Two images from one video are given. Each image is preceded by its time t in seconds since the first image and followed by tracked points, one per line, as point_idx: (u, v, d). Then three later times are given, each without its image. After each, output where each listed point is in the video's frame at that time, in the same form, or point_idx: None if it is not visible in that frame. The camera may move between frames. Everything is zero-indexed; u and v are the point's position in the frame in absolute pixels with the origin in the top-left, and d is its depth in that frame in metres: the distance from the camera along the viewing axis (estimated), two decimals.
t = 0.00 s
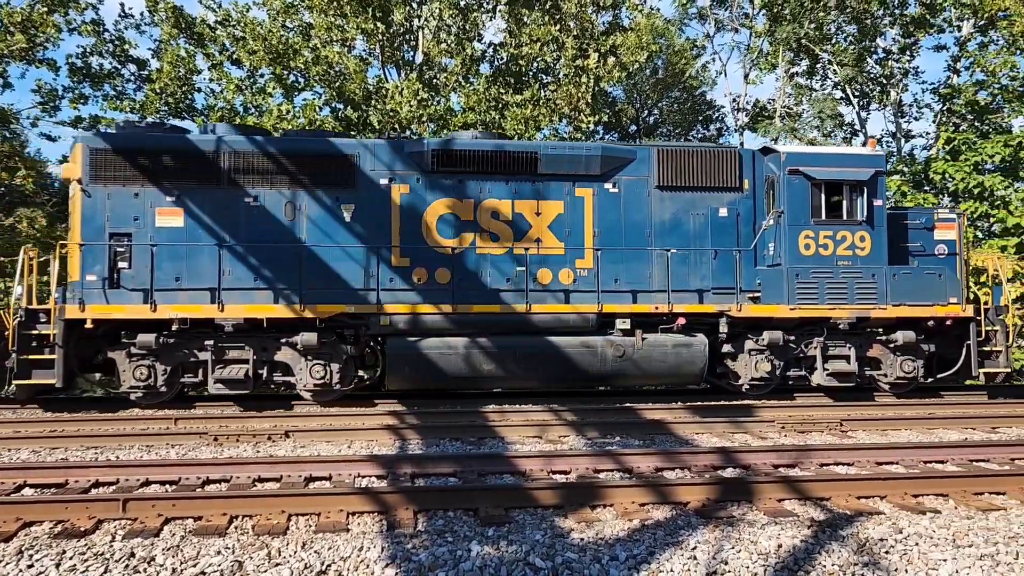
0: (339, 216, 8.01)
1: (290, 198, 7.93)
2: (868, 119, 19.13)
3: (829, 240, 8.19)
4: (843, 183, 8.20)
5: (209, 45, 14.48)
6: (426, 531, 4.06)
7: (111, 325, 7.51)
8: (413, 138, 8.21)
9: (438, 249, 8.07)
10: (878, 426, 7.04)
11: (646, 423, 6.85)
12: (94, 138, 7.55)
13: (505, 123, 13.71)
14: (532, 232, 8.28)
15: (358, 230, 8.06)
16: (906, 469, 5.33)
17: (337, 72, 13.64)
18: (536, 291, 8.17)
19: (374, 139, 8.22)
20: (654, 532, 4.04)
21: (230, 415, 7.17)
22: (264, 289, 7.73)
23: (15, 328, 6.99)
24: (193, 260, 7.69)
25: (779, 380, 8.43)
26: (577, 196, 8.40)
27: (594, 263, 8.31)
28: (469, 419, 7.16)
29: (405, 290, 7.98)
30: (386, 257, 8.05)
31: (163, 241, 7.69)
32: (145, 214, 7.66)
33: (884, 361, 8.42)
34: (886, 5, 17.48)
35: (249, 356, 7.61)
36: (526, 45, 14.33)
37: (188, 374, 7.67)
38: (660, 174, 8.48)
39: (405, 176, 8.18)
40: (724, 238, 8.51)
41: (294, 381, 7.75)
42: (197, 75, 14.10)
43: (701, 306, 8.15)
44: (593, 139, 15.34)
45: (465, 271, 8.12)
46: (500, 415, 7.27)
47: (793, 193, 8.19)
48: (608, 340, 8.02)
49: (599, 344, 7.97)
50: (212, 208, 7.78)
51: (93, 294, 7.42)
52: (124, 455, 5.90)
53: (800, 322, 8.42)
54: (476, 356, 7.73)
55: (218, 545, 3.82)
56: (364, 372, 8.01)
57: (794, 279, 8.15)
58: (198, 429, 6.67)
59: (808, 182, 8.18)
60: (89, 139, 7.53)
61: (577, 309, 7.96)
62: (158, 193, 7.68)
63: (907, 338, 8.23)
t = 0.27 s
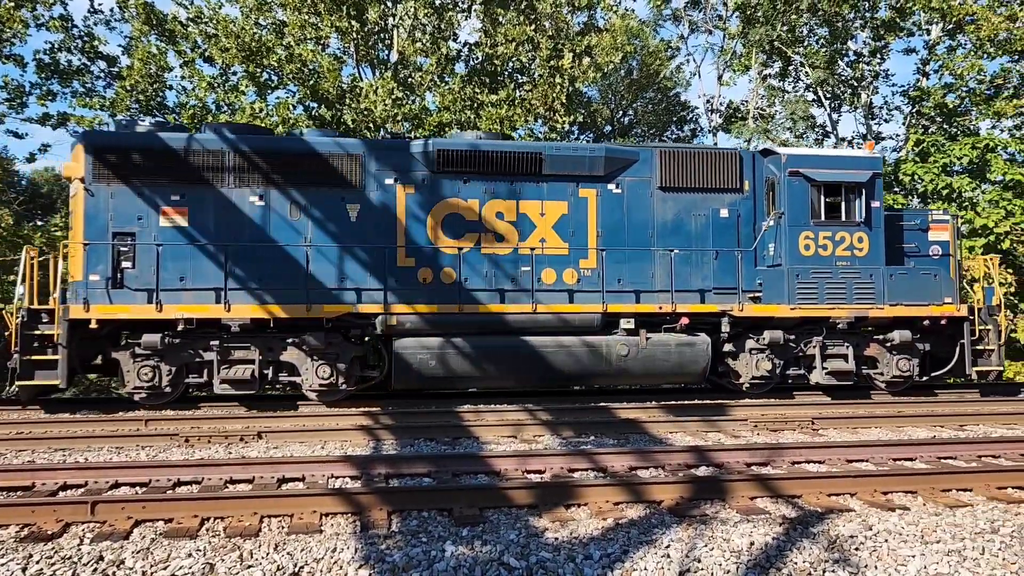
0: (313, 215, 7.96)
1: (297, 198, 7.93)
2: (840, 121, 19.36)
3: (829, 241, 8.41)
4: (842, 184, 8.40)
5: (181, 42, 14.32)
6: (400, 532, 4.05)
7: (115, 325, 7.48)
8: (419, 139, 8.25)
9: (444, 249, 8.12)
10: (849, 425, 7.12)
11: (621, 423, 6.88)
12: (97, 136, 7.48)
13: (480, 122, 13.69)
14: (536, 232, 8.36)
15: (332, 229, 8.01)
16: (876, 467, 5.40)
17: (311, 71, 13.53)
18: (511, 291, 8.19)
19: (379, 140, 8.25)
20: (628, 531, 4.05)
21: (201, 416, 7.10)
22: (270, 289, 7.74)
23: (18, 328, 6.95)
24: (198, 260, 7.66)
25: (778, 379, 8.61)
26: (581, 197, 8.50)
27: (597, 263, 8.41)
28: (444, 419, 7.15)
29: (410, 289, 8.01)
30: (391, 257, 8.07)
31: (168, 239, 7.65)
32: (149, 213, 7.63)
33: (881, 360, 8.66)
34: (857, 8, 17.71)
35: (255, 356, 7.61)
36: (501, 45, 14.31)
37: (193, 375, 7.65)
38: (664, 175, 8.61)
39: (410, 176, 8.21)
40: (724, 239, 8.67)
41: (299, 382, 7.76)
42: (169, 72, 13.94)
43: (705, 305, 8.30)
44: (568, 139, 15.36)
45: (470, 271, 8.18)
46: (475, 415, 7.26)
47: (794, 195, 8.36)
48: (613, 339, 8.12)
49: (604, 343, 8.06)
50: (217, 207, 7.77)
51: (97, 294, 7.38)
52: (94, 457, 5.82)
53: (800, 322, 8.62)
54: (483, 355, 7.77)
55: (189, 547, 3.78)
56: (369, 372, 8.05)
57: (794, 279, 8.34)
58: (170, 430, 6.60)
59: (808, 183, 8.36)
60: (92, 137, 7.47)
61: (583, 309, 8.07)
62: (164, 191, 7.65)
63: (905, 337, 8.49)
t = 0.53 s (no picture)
0: (284, 214, 7.88)
1: (300, 198, 7.93)
2: (810, 123, 19.59)
3: (826, 242, 8.64)
4: (839, 187, 8.66)
5: (150, 39, 14.16)
6: (373, 533, 4.02)
7: (120, 324, 7.46)
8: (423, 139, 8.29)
9: (450, 249, 8.19)
10: (819, 424, 7.20)
11: (594, 422, 6.90)
12: (97, 134, 7.43)
13: (454, 122, 13.65)
14: (539, 233, 8.46)
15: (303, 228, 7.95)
16: (845, 465, 5.47)
17: (283, 69, 13.43)
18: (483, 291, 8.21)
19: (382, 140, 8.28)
20: (600, 530, 4.06)
21: (171, 418, 7.01)
22: (275, 289, 7.75)
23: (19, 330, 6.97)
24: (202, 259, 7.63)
25: (776, 377, 8.80)
26: (584, 198, 8.61)
27: (599, 264, 8.53)
28: (418, 419, 7.12)
29: (415, 289, 8.07)
30: (396, 257, 8.12)
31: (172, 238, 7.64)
32: (152, 212, 7.59)
33: (876, 360, 8.90)
34: (827, 11, 17.92)
35: (260, 357, 7.62)
36: (475, 45, 14.32)
37: (197, 375, 7.65)
38: (665, 177, 8.76)
39: (415, 176, 8.26)
40: (724, 240, 8.81)
41: (304, 382, 7.79)
42: (138, 69, 13.76)
43: (705, 305, 8.43)
44: (542, 140, 15.37)
45: (475, 272, 8.25)
46: (448, 415, 7.25)
47: (793, 196, 8.60)
48: (616, 338, 8.27)
49: (607, 343, 8.22)
50: (221, 207, 7.75)
51: (101, 294, 7.31)
52: (60, 459, 5.72)
53: (797, 322, 8.83)
54: (489, 354, 7.89)
55: (158, 550, 3.73)
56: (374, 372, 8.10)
57: (793, 280, 8.55)
58: (138, 431, 6.51)
59: (806, 186, 8.59)
60: (92, 135, 7.40)
61: (588, 310, 8.18)
62: (166, 191, 7.63)
63: (899, 336, 8.73)
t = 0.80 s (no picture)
0: (256, 213, 7.82)
1: (304, 198, 7.96)
2: (782, 125, 19.78)
3: (824, 244, 8.82)
4: (836, 189, 8.83)
5: (120, 36, 13.99)
6: (345, 534, 4.00)
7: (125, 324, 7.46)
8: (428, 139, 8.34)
9: (455, 249, 8.25)
10: (790, 422, 7.27)
11: (568, 422, 6.91)
12: (102, 134, 7.43)
13: (429, 121, 13.58)
14: (543, 233, 8.54)
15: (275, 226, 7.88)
16: (816, 463, 5.53)
17: (255, 67, 13.30)
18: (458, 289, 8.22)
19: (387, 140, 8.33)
20: (574, 529, 4.07)
21: (142, 419, 6.93)
22: (281, 289, 7.78)
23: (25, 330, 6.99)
24: (209, 259, 7.64)
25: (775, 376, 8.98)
26: (587, 199, 8.72)
27: (601, 264, 8.63)
28: (391, 419, 7.09)
29: (421, 289, 8.12)
30: (402, 257, 8.17)
31: (179, 238, 7.63)
32: (157, 212, 7.59)
33: (871, 359, 9.10)
34: (799, 14, 18.09)
35: (265, 357, 7.58)
36: (449, 44, 14.30)
37: (204, 375, 7.62)
38: (666, 179, 8.88)
39: (420, 177, 8.31)
40: (724, 241, 8.96)
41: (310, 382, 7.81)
42: (107, 66, 13.58)
43: (706, 306, 8.56)
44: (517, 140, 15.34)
45: (479, 272, 8.32)
46: (422, 415, 7.22)
47: (792, 198, 8.75)
48: (620, 339, 8.40)
49: (611, 344, 8.36)
50: (227, 206, 7.76)
51: (106, 294, 7.29)
52: (26, 461, 5.63)
53: (795, 322, 8.98)
54: (495, 354, 7.99)
55: (126, 553, 3.68)
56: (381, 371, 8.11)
57: (792, 280, 8.71)
58: (107, 433, 6.42)
59: (805, 188, 8.75)
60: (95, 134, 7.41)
61: (591, 310, 8.29)
62: (170, 190, 7.62)
63: (894, 336, 8.95)
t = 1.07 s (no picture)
0: (229, 210, 7.75)
1: (313, 198, 8.00)
2: (757, 126, 19.94)
3: (824, 244, 9.02)
4: (835, 190, 9.04)
5: (91, 31, 13.81)
6: (320, 535, 3.97)
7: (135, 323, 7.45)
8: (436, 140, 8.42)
9: (462, 249, 8.35)
10: (765, 421, 7.33)
11: (544, 421, 6.91)
12: (112, 133, 7.45)
13: (406, 121, 13.49)
14: (549, 233, 8.65)
15: (249, 223, 7.81)
16: (790, 461, 5.57)
17: (230, 64, 13.17)
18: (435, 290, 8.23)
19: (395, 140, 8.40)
20: (550, 528, 4.07)
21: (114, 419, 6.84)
22: (290, 288, 7.82)
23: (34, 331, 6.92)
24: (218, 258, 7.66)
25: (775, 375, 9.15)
26: (592, 199, 8.83)
27: (606, 264, 8.76)
28: (367, 419, 7.06)
29: (428, 289, 8.21)
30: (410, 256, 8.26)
31: (188, 237, 7.63)
32: (165, 211, 7.60)
33: (868, 357, 9.31)
34: (774, 16, 18.23)
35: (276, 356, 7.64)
36: (426, 43, 14.26)
37: (212, 374, 7.63)
38: (670, 180, 9.03)
39: (428, 177, 8.38)
40: (726, 241, 9.14)
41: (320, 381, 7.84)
42: (78, 62, 13.39)
43: (709, 305, 8.71)
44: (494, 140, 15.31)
45: (486, 272, 8.43)
46: (398, 415, 7.20)
47: (793, 200, 8.94)
48: (625, 338, 8.52)
49: (617, 343, 8.46)
50: (235, 206, 7.77)
51: (115, 293, 7.28)
52: None
53: (795, 321, 9.15)
54: (503, 353, 8.08)
55: (97, 555, 3.63)
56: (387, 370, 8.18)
57: (793, 280, 8.90)
58: (78, 434, 6.33)
59: (805, 189, 8.95)
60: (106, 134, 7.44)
61: (599, 309, 8.40)
62: (178, 189, 7.62)
63: (891, 335, 9.16)
